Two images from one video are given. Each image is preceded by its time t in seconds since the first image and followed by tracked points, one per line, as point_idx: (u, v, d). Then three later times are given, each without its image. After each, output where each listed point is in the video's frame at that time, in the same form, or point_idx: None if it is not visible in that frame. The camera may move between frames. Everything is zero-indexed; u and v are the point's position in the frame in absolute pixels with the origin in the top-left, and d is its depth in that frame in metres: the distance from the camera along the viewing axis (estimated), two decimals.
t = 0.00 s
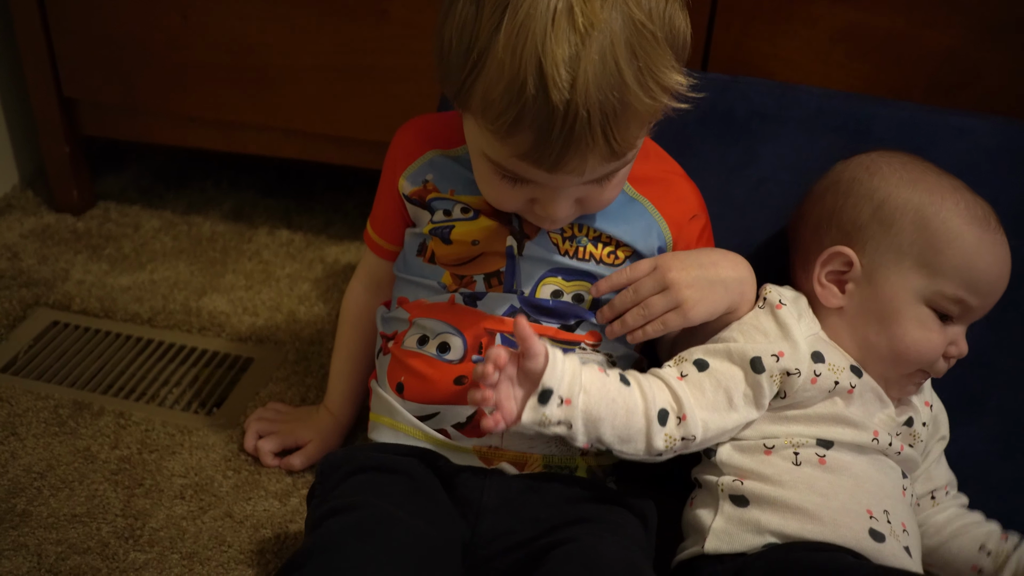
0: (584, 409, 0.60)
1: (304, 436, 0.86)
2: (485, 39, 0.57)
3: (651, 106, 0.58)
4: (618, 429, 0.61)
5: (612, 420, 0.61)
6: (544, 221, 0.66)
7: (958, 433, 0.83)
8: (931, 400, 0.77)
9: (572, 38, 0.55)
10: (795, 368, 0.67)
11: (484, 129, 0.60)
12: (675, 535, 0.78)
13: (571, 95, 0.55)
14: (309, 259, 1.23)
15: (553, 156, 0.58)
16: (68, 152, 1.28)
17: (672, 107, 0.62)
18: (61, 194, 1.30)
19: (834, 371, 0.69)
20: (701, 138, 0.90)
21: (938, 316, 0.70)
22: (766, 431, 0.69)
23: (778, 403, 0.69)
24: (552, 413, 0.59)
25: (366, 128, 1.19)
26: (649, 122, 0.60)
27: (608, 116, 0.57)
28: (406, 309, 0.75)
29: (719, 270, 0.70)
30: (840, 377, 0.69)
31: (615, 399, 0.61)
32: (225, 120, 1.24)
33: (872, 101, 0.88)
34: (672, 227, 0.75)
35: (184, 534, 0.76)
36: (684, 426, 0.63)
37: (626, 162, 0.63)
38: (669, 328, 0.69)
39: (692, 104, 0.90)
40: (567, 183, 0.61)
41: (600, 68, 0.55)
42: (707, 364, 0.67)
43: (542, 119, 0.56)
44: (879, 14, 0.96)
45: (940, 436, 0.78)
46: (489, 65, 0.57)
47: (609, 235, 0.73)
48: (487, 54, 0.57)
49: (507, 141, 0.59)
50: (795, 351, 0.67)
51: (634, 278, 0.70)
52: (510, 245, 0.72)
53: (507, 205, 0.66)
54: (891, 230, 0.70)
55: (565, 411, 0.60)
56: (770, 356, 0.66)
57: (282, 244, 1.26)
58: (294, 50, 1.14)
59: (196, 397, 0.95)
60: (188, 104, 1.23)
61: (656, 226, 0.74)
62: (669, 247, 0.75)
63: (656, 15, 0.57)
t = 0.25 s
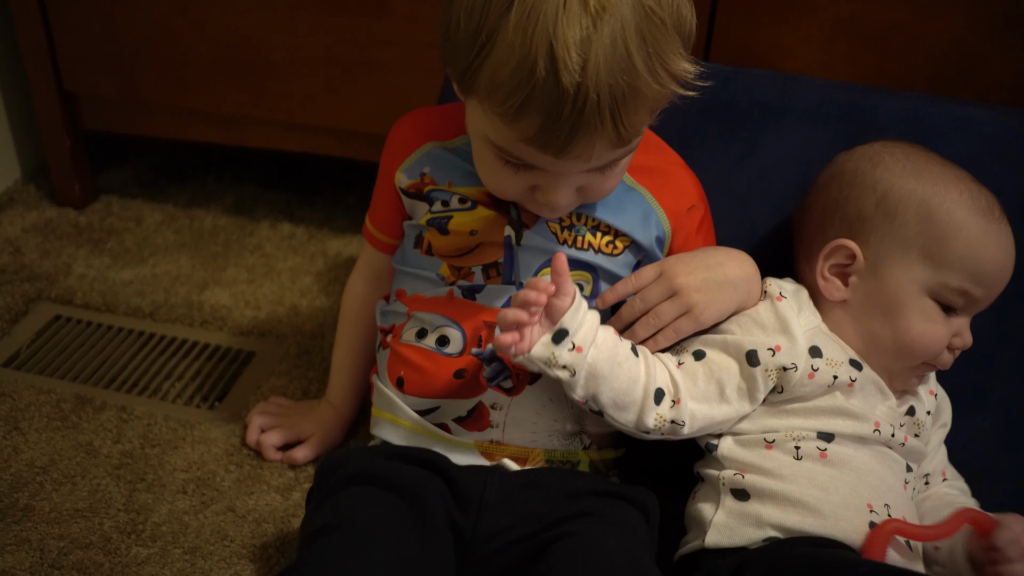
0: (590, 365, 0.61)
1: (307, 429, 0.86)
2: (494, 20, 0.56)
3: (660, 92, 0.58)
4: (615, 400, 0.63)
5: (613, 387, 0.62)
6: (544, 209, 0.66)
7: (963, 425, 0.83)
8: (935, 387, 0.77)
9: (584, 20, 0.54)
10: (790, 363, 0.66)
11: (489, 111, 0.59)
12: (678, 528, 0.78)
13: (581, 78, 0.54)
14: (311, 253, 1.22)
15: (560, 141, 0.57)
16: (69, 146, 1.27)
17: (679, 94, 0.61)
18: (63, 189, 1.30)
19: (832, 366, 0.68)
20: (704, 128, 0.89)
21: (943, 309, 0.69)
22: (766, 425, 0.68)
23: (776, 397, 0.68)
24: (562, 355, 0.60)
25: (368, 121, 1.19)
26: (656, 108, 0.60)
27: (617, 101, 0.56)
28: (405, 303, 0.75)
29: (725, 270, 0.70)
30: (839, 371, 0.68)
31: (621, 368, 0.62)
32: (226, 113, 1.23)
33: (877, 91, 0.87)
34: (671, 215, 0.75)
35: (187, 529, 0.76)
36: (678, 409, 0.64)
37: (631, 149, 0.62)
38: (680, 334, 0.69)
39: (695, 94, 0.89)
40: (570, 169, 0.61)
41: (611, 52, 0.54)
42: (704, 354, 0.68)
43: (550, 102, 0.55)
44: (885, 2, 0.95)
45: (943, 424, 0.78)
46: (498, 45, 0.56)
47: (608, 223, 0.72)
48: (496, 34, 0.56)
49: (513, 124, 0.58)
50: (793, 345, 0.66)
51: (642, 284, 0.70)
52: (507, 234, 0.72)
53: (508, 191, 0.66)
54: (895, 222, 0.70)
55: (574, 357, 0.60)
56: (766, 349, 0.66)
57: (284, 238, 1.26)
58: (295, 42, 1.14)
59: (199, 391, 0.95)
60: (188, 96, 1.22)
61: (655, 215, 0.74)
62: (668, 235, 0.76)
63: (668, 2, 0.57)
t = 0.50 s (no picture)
0: (603, 364, 0.60)
1: (310, 431, 0.86)
2: (506, 10, 0.56)
3: (669, 91, 0.58)
4: (623, 403, 0.62)
5: (624, 390, 0.62)
6: (544, 208, 0.65)
7: (970, 427, 0.82)
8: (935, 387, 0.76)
9: (598, 13, 0.54)
10: (790, 371, 0.66)
11: (496, 102, 0.59)
12: (682, 531, 0.77)
13: (592, 70, 0.54)
14: (315, 253, 1.22)
15: (566, 134, 0.57)
16: (74, 147, 1.28)
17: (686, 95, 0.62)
18: (68, 189, 1.30)
19: (830, 373, 0.67)
20: (708, 129, 0.89)
21: (941, 311, 0.69)
22: (766, 429, 0.68)
23: (775, 403, 0.68)
24: (577, 352, 0.59)
25: (372, 120, 1.19)
26: (663, 107, 0.60)
27: (626, 96, 0.56)
28: (406, 306, 0.76)
29: (722, 282, 0.70)
30: (839, 377, 0.68)
31: (633, 371, 0.62)
32: (231, 113, 1.23)
33: (882, 91, 0.87)
34: (671, 214, 0.75)
35: (190, 530, 0.76)
36: (683, 416, 0.64)
37: (636, 149, 0.62)
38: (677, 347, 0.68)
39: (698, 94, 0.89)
40: (573, 165, 0.60)
41: (623, 44, 0.54)
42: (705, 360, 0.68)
43: (560, 93, 0.55)
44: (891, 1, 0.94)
45: (947, 426, 0.77)
46: (509, 34, 0.56)
47: (608, 223, 0.72)
48: (508, 24, 0.56)
49: (520, 116, 0.58)
50: (792, 352, 0.66)
51: (637, 297, 0.70)
52: (507, 236, 0.73)
53: (509, 189, 0.65)
54: (891, 225, 0.69)
55: (588, 354, 0.59)
56: (765, 357, 0.66)
57: (288, 238, 1.26)
58: (299, 41, 1.14)
59: (202, 391, 0.95)
60: (193, 97, 1.23)
61: (655, 215, 0.74)
62: (669, 233, 0.75)
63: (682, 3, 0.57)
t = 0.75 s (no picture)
0: (614, 361, 0.60)
1: (306, 434, 0.86)
2: (494, 18, 0.56)
3: (655, 103, 0.57)
4: (630, 400, 0.62)
5: (631, 388, 0.61)
6: (535, 215, 0.65)
7: (971, 432, 0.82)
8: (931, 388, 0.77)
9: (581, 25, 0.54)
10: (796, 377, 0.66)
11: (483, 110, 0.59)
12: (682, 534, 0.77)
13: (575, 83, 0.54)
14: (315, 256, 1.22)
15: (551, 144, 0.57)
16: (75, 148, 1.28)
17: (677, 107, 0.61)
18: (68, 190, 1.30)
19: (835, 380, 0.67)
20: (708, 132, 0.89)
21: (949, 321, 0.69)
22: (769, 434, 0.68)
23: (778, 409, 0.68)
24: (589, 346, 0.59)
25: (373, 123, 1.19)
26: (652, 118, 0.59)
27: (611, 108, 0.56)
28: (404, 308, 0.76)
29: (730, 290, 0.69)
30: (844, 386, 0.67)
31: (643, 370, 0.62)
32: (231, 115, 1.23)
33: (883, 94, 0.87)
34: (671, 216, 0.75)
35: (189, 533, 0.76)
36: (687, 417, 0.64)
37: (625, 159, 0.62)
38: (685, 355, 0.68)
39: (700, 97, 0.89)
40: (560, 175, 0.60)
41: (607, 58, 0.54)
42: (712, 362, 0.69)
43: (543, 104, 0.55)
44: (892, 5, 0.94)
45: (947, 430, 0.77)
46: (496, 44, 0.56)
47: (607, 227, 0.72)
48: (495, 33, 0.56)
49: (506, 125, 0.58)
50: (798, 358, 0.66)
51: (644, 302, 0.68)
52: (505, 240, 0.72)
53: (501, 196, 0.66)
54: (905, 233, 0.69)
55: (600, 350, 0.59)
56: (773, 362, 0.66)
57: (288, 241, 1.26)
58: (300, 43, 1.14)
59: (201, 394, 0.95)
60: (193, 99, 1.23)
61: (655, 218, 0.74)
62: (669, 235, 0.75)
63: (670, 15, 0.57)
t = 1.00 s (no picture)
0: (626, 354, 0.60)
1: (304, 436, 0.86)
2: (484, 12, 0.57)
3: (642, 95, 0.58)
4: (636, 396, 0.62)
5: (639, 384, 0.62)
6: (527, 213, 0.66)
7: (967, 433, 0.83)
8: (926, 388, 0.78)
9: (567, 15, 0.54)
10: (794, 380, 0.66)
11: (472, 102, 0.60)
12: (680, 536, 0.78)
13: (560, 71, 0.54)
14: (314, 258, 1.23)
15: (537, 134, 0.57)
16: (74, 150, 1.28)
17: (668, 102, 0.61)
18: (67, 192, 1.30)
19: (834, 385, 0.68)
20: (706, 135, 0.89)
21: (947, 324, 0.69)
22: (767, 438, 0.68)
23: (777, 412, 0.68)
24: (604, 336, 0.59)
25: (372, 125, 1.19)
26: (641, 113, 0.59)
27: (596, 99, 0.56)
28: (403, 309, 0.76)
29: (726, 296, 0.69)
30: (842, 390, 0.68)
31: (654, 369, 0.62)
32: (231, 117, 1.24)
33: (880, 98, 0.87)
34: (670, 219, 0.75)
35: (188, 533, 0.76)
36: (689, 418, 0.65)
37: (615, 155, 0.62)
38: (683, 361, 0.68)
39: (698, 101, 0.89)
40: (548, 168, 0.61)
41: (592, 47, 0.55)
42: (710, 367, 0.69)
43: (529, 93, 0.56)
44: (889, 10, 0.95)
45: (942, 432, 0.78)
46: (484, 36, 0.57)
47: (603, 229, 0.73)
48: (484, 24, 0.57)
49: (493, 115, 0.58)
50: (797, 362, 0.67)
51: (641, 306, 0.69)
52: (504, 242, 0.73)
53: (494, 193, 0.66)
54: (901, 237, 0.70)
55: (615, 341, 0.59)
56: (770, 364, 0.67)
57: (287, 243, 1.26)
58: (300, 45, 1.14)
59: (200, 395, 0.95)
60: (193, 101, 1.23)
61: (654, 220, 0.74)
62: (668, 239, 0.75)
63: (658, 10, 0.57)
